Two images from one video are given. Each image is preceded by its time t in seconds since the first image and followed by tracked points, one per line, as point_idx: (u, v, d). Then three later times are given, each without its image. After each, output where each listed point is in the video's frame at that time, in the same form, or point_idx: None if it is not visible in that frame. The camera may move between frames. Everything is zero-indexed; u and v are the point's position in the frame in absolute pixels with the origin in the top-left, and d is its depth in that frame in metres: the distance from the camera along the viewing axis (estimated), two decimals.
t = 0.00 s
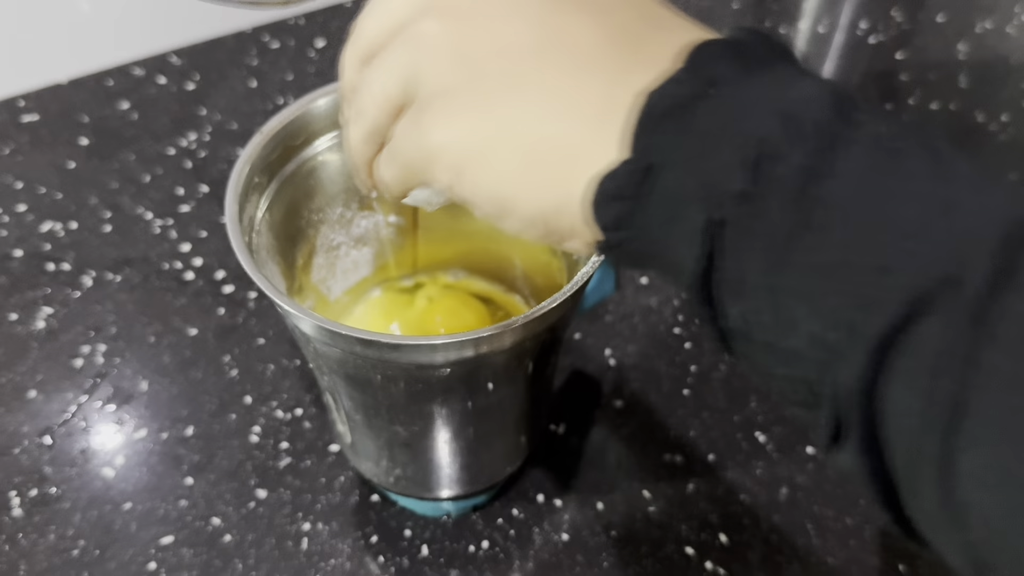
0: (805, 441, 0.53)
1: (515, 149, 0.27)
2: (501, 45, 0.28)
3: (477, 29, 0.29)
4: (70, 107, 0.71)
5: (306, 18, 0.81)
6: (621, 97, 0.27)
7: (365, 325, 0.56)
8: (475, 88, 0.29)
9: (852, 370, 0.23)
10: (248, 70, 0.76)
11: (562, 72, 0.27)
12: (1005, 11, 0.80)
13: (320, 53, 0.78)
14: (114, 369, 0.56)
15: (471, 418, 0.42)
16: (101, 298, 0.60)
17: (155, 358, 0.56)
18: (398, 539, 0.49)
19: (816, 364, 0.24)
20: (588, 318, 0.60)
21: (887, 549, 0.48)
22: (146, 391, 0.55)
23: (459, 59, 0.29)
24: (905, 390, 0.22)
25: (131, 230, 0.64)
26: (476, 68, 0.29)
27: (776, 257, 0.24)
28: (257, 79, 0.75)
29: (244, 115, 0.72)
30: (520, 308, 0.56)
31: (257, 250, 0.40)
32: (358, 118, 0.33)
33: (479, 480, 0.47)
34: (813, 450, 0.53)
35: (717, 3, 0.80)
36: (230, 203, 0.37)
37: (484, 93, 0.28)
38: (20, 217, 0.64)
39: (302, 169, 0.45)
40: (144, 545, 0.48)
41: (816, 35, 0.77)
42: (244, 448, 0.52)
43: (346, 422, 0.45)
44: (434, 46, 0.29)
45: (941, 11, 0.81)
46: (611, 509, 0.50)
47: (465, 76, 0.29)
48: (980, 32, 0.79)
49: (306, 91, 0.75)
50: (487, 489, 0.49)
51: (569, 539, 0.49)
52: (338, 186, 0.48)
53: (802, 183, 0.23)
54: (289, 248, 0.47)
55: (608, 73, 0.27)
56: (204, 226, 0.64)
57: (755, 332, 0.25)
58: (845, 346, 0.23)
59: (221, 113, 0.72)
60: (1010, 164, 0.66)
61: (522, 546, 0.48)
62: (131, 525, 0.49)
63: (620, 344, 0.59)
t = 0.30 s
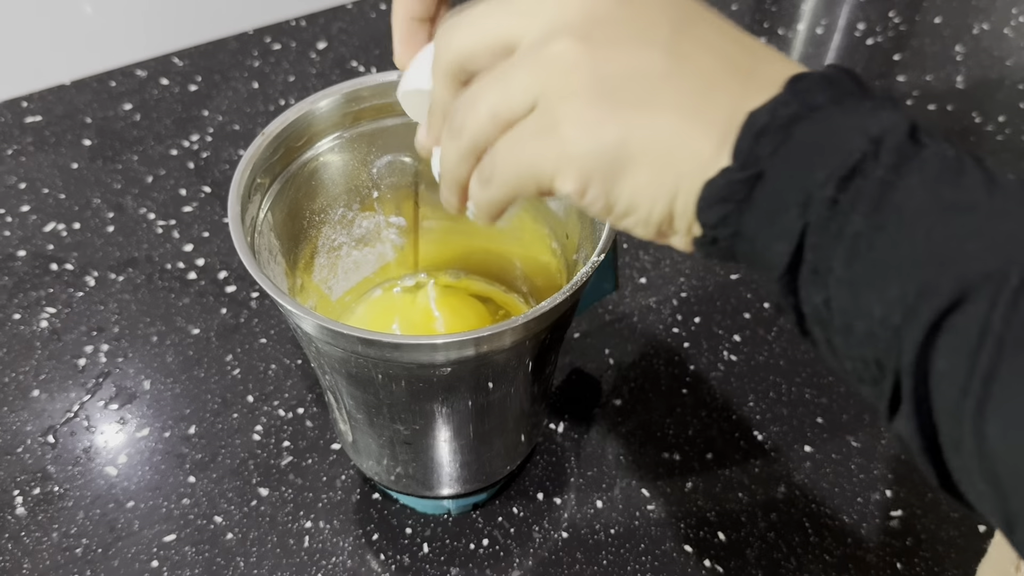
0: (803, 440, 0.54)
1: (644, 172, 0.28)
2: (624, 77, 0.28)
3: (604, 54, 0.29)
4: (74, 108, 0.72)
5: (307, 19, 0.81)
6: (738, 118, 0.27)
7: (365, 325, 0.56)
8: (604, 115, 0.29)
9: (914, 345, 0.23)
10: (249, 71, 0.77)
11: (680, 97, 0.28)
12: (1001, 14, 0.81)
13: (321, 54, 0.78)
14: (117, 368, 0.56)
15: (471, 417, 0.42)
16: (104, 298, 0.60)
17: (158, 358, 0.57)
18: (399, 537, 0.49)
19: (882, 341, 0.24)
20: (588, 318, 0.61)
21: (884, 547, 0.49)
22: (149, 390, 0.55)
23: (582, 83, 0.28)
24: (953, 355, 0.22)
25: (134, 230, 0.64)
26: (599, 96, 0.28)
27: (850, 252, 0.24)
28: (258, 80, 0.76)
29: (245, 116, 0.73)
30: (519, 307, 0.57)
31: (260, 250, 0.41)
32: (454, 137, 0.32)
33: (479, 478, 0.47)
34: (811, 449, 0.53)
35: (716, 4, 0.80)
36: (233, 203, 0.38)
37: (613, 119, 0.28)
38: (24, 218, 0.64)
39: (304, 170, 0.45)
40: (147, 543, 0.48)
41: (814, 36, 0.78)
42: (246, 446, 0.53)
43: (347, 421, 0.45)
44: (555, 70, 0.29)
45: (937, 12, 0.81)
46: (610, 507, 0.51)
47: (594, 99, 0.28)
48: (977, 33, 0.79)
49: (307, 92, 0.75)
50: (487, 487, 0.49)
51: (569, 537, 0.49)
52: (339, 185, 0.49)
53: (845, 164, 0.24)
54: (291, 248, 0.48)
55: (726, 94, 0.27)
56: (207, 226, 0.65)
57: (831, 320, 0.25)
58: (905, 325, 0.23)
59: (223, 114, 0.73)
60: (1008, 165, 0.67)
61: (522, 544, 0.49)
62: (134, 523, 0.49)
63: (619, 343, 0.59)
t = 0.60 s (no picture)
0: (805, 441, 0.54)
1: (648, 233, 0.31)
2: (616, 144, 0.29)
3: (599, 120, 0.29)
4: (71, 107, 0.72)
5: (305, 17, 0.81)
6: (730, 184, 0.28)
7: (365, 326, 0.55)
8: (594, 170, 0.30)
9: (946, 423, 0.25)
10: (248, 70, 0.76)
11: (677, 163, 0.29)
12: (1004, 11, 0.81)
13: (320, 53, 0.78)
14: (114, 369, 0.56)
15: (471, 418, 0.42)
16: (102, 298, 0.60)
17: (155, 358, 0.56)
18: (398, 539, 0.49)
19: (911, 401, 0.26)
20: (588, 318, 0.60)
21: (887, 549, 0.48)
22: (147, 391, 0.55)
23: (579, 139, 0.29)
24: (930, 459, 0.26)
25: (131, 230, 0.64)
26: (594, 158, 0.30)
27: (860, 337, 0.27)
28: (257, 79, 0.75)
29: (244, 115, 0.72)
30: (519, 307, 0.56)
31: (257, 250, 0.40)
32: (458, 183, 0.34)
33: (478, 479, 0.47)
34: (813, 450, 0.53)
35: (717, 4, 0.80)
36: (230, 203, 0.37)
37: (607, 189, 0.30)
38: (21, 217, 0.64)
39: (303, 169, 0.45)
40: (144, 546, 0.48)
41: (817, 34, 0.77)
42: (244, 448, 0.52)
43: (346, 422, 0.45)
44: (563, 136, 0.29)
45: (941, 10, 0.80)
46: (610, 509, 0.50)
47: (591, 161, 0.30)
48: (980, 31, 0.79)
49: (306, 91, 0.75)
50: (487, 489, 0.49)
51: (569, 539, 0.49)
52: (337, 185, 0.49)
53: (829, 282, 0.27)
54: (290, 247, 0.47)
55: (725, 166, 0.28)
56: (205, 226, 0.64)
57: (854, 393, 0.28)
58: (904, 437, 0.27)
59: (221, 113, 0.72)
60: (1011, 164, 0.67)
61: (522, 545, 0.48)
62: (131, 525, 0.49)
63: (620, 343, 0.59)
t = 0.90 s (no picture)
0: (802, 440, 0.54)
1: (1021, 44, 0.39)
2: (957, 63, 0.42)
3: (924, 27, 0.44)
4: (76, 109, 0.72)
5: (307, 20, 0.82)
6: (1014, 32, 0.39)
7: (366, 326, 0.56)
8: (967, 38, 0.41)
9: None
10: (251, 72, 0.77)
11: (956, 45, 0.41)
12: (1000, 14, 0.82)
13: (322, 55, 0.78)
14: (118, 368, 0.56)
15: (471, 417, 0.42)
16: (106, 298, 0.60)
17: (159, 358, 0.57)
18: (399, 536, 0.49)
19: None
20: (587, 318, 0.61)
21: (884, 547, 0.49)
22: (150, 390, 0.55)
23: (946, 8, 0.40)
24: None
25: (135, 230, 0.64)
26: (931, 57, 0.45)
27: None
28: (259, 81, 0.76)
29: (246, 117, 0.73)
30: (519, 307, 0.57)
31: (260, 250, 0.41)
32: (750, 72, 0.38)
33: (478, 478, 0.48)
34: (810, 449, 0.54)
35: (715, 9, 0.82)
36: (233, 204, 0.38)
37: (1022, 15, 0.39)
38: (26, 217, 0.65)
39: (305, 170, 0.46)
40: (148, 543, 0.48)
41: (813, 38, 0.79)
42: (248, 446, 0.53)
43: (348, 421, 0.46)
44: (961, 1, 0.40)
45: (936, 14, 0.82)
46: (609, 507, 0.51)
47: None
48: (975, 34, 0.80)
49: (308, 93, 0.76)
50: (487, 487, 0.49)
51: (568, 536, 0.49)
52: (339, 186, 0.49)
53: None
54: (292, 247, 0.48)
55: None
56: (208, 226, 0.65)
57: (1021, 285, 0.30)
58: None
59: (224, 115, 0.73)
60: (1007, 165, 0.70)
61: (521, 543, 0.49)
62: (135, 523, 0.49)
63: (619, 343, 0.59)
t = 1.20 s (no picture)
0: (802, 440, 0.54)
1: None
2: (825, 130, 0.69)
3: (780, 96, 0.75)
4: (76, 109, 0.72)
5: (307, 20, 0.82)
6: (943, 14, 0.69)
7: (366, 326, 0.56)
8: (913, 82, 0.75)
9: None
10: (251, 72, 0.77)
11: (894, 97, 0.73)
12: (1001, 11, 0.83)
13: (322, 55, 0.79)
14: (118, 369, 0.56)
15: (471, 417, 0.43)
16: (106, 298, 0.60)
17: (160, 358, 0.57)
18: (399, 536, 0.49)
19: None
20: (587, 318, 0.61)
21: (883, 547, 0.49)
22: (150, 390, 0.55)
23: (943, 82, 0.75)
24: None
25: (136, 230, 0.64)
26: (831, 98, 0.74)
27: None
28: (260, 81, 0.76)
29: (246, 117, 0.73)
30: (519, 307, 0.57)
31: (260, 250, 0.41)
32: None
33: (478, 478, 0.48)
34: (810, 449, 0.54)
35: (715, 9, 0.82)
36: (232, 204, 0.38)
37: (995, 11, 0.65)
38: (26, 217, 0.65)
39: (305, 170, 0.46)
40: (148, 543, 0.48)
41: (812, 37, 0.80)
42: (248, 446, 0.53)
43: (348, 421, 0.46)
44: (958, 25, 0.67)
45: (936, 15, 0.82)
46: (609, 507, 0.51)
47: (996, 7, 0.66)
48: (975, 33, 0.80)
49: (308, 93, 0.76)
50: (487, 487, 0.49)
51: (568, 536, 0.49)
52: (339, 186, 0.49)
53: None
54: (292, 247, 0.48)
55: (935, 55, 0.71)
56: (208, 226, 0.65)
57: None
58: None
59: (224, 115, 0.73)
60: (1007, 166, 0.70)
61: (521, 543, 0.49)
62: (135, 523, 0.49)
63: (619, 343, 0.59)
